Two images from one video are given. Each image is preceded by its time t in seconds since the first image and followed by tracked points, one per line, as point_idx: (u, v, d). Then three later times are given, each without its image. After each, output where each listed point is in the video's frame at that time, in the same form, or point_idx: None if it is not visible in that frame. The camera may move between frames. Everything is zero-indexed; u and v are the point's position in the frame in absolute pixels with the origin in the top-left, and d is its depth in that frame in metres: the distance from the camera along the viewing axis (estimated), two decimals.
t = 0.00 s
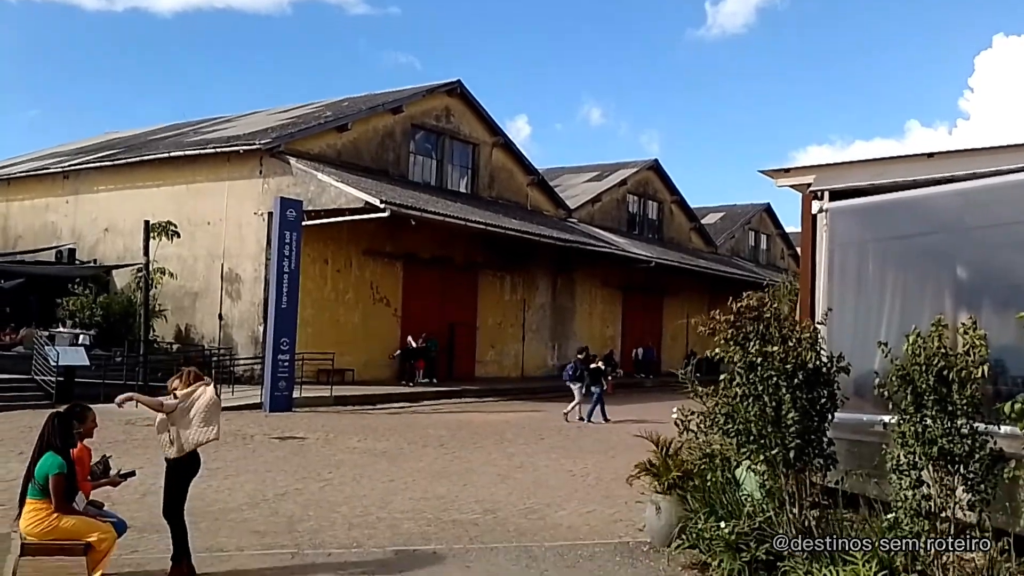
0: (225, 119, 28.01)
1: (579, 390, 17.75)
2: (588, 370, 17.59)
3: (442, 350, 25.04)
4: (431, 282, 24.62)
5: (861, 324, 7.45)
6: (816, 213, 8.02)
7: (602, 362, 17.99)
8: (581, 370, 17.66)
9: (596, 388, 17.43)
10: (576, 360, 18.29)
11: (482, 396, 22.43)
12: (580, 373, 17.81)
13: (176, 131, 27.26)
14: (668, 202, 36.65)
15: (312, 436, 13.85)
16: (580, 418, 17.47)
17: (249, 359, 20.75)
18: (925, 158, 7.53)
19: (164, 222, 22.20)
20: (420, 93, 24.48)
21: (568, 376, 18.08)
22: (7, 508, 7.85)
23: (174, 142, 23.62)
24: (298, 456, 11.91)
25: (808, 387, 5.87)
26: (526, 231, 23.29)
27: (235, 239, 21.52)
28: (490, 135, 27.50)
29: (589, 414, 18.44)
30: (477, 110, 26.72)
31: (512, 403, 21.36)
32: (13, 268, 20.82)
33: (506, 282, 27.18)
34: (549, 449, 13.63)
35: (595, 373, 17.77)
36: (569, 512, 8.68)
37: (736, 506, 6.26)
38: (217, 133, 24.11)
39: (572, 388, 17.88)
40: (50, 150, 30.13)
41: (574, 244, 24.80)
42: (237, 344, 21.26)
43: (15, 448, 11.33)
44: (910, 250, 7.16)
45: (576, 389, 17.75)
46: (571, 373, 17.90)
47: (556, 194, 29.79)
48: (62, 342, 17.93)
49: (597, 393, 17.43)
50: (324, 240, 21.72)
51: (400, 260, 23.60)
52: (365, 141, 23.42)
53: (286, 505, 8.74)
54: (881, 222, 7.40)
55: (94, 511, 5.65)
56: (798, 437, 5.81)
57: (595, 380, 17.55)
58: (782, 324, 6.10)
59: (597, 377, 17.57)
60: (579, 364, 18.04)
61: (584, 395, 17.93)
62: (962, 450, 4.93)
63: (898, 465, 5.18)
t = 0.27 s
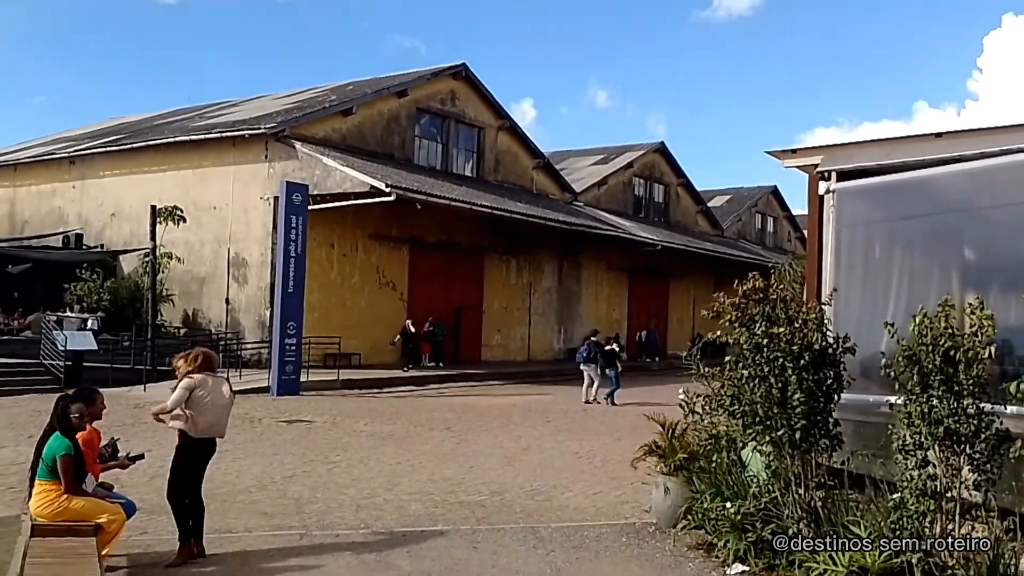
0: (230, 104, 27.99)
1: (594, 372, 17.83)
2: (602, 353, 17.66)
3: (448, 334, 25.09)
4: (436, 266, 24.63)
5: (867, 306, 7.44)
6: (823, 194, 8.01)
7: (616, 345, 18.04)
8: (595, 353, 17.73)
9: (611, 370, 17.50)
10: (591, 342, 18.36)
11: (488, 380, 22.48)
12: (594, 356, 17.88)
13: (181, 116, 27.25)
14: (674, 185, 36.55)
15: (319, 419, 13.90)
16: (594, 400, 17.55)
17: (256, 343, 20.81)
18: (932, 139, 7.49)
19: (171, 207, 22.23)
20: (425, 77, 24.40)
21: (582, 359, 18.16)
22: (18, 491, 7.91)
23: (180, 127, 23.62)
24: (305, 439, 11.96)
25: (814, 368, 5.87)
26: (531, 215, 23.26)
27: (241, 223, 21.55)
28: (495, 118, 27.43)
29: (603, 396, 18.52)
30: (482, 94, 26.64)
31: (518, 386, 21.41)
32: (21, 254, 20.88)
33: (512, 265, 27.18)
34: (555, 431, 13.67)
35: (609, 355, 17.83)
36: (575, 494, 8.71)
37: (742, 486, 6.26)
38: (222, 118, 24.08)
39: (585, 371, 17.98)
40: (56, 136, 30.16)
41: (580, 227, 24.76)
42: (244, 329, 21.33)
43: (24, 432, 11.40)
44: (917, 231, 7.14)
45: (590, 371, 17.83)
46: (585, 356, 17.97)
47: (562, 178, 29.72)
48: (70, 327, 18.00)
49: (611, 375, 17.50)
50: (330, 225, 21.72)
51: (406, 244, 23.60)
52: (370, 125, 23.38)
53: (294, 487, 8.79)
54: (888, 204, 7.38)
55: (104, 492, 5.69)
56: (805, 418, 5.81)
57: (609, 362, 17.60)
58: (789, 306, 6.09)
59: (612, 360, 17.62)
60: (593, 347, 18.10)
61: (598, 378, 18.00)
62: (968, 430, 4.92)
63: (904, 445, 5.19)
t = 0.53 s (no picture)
0: (234, 96, 27.99)
1: (607, 364, 17.90)
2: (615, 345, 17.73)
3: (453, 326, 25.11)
4: (440, 257, 24.63)
5: (872, 295, 7.43)
6: (827, 183, 8.00)
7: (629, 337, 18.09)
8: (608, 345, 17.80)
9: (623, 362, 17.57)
10: (604, 335, 18.42)
11: (493, 371, 22.50)
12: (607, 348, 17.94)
13: (185, 108, 27.25)
14: (678, 176, 36.50)
15: (324, 411, 13.93)
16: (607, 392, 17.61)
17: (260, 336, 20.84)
18: (937, 129, 7.47)
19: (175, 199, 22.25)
20: (428, 68, 24.37)
21: (596, 351, 18.22)
22: (25, 482, 7.95)
23: (183, 119, 23.62)
24: (310, 430, 11.99)
25: (819, 357, 5.87)
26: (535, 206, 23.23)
27: (245, 215, 21.56)
28: (499, 110, 27.39)
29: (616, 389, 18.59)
30: (486, 85, 26.60)
31: (522, 378, 21.42)
32: (26, 246, 20.92)
33: (516, 257, 27.17)
34: (560, 423, 13.68)
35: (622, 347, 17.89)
36: (580, 484, 8.73)
37: (746, 476, 6.26)
38: (226, 110, 24.08)
39: (598, 363, 18.04)
40: (61, 128, 30.18)
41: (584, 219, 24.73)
42: (249, 321, 21.37)
43: (31, 424, 11.44)
44: (921, 221, 7.13)
45: (603, 363, 17.90)
46: (598, 348, 18.04)
47: (565, 169, 29.68)
48: (75, 319, 18.04)
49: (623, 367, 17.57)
50: (334, 217, 21.73)
51: (409, 236, 23.59)
52: (374, 117, 23.36)
53: (300, 477, 8.82)
54: (893, 193, 7.36)
55: (110, 482, 5.71)
56: (810, 407, 5.82)
57: (622, 354, 17.67)
58: (793, 295, 6.09)
59: (624, 352, 17.68)
60: (606, 339, 18.17)
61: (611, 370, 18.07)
62: (973, 419, 4.92)
63: (908, 434, 5.18)
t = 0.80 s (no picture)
0: (229, 89, 27.93)
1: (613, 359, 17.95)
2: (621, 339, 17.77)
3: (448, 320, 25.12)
4: (436, 251, 24.62)
5: (867, 289, 7.46)
6: (822, 178, 8.02)
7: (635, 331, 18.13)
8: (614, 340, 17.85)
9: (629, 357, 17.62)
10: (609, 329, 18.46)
11: (488, 366, 22.51)
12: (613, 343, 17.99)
13: (180, 101, 27.18)
14: (673, 171, 36.51)
15: (319, 405, 13.94)
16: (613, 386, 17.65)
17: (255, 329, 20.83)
18: (932, 124, 7.48)
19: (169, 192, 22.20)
20: (424, 62, 24.33)
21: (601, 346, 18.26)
22: (20, 474, 7.94)
23: (178, 112, 23.56)
24: (305, 423, 12.00)
25: (814, 352, 5.89)
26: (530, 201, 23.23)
27: (240, 208, 21.53)
28: (495, 104, 27.37)
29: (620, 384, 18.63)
30: (481, 79, 26.57)
31: (517, 372, 21.44)
32: (20, 239, 20.85)
33: (511, 251, 27.18)
34: (556, 417, 13.70)
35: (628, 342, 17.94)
36: (576, 477, 8.76)
37: (741, 470, 6.29)
38: (220, 103, 24.02)
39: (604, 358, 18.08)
40: (55, 120, 30.09)
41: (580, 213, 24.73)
42: (244, 315, 21.35)
43: (25, 417, 11.42)
44: (915, 216, 7.15)
45: (609, 358, 17.95)
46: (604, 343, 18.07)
47: (561, 163, 29.66)
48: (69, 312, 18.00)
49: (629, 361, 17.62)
50: (329, 211, 21.71)
51: (405, 229, 23.57)
52: (369, 110, 23.33)
53: (296, 471, 8.82)
54: (888, 188, 7.38)
55: (106, 475, 5.71)
56: (804, 401, 5.84)
57: (628, 349, 17.72)
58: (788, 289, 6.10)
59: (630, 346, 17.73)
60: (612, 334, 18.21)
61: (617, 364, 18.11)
62: (967, 413, 4.95)
63: (902, 427, 5.21)
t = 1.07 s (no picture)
0: (209, 81, 27.77)
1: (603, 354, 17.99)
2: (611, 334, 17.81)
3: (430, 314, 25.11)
4: (418, 246, 24.58)
5: (846, 285, 7.52)
6: (802, 174, 8.06)
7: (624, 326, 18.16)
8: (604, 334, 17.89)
9: (619, 351, 17.67)
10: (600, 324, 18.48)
11: (469, 360, 22.51)
12: (602, 338, 18.02)
13: (160, 93, 27.00)
14: (655, 166, 36.61)
15: (299, 399, 13.91)
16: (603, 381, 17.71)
17: (235, 323, 20.74)
18: (911, 121, 7.55)
19: (149, 185, 22.05)
20: (406, 56, 24.27)
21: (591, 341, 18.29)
22: None
23: (158, 104, 23.40)
24: (285, 418, 11.97)
25: (793, 346, 5.93)
26: (512, 195, 23.22)
27: (220, 202, 21.42)
28: (477, 99, 27.35)
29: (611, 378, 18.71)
30: (464, 73, 26.54)
31: (498, 367, 21.45)
32: None
33: (493, 246, 27.18)
34: (537, 411, 13.73)
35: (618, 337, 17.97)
36: (557, 471, 8.78)
37: (722, 463, 6.33)
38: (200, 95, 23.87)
39: (594, 353, 18.11)
40: (32, 112, 29.82)
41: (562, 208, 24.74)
42: (223, 308, 21.25)
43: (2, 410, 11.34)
44: (894, 212, 7.21)
45: (599, 353, 17.99)
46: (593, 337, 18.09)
47: (543, 158, 29.67)
48: (47, 305, 17.86)
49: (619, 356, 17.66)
50: (310, 204, 21.62)
51: (387, 223, 23.52)
52: (351, 103, 23.25)
53: (276, 465, 8.80)
54: (867, 184, 7.44)
55: (86, 468, 5.69)
56: (784, 394, 5.89)
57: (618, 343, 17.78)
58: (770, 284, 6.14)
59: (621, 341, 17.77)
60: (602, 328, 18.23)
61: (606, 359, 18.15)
62: (944, 406, 5.00)
63: (880, 421, 5.27)
